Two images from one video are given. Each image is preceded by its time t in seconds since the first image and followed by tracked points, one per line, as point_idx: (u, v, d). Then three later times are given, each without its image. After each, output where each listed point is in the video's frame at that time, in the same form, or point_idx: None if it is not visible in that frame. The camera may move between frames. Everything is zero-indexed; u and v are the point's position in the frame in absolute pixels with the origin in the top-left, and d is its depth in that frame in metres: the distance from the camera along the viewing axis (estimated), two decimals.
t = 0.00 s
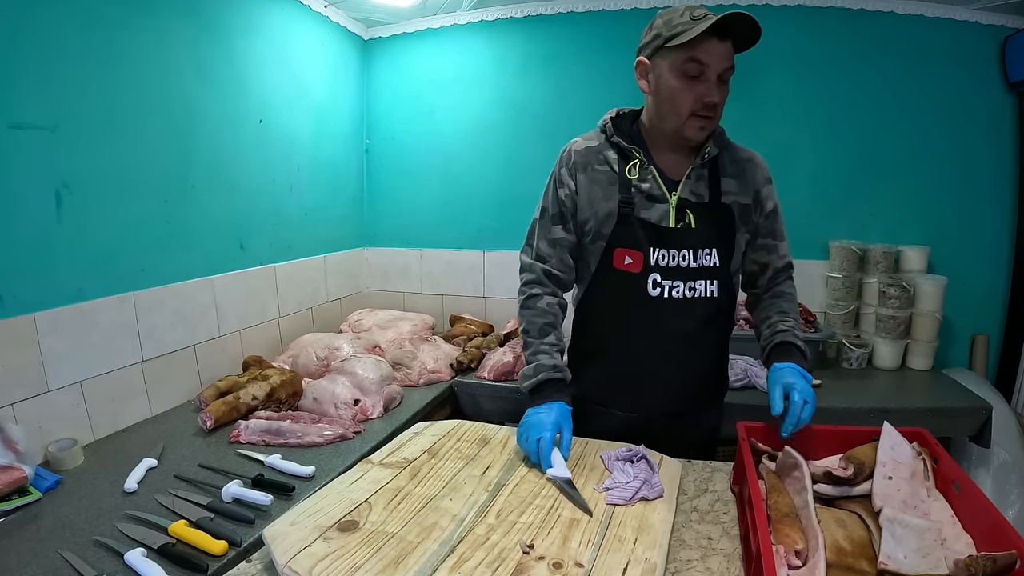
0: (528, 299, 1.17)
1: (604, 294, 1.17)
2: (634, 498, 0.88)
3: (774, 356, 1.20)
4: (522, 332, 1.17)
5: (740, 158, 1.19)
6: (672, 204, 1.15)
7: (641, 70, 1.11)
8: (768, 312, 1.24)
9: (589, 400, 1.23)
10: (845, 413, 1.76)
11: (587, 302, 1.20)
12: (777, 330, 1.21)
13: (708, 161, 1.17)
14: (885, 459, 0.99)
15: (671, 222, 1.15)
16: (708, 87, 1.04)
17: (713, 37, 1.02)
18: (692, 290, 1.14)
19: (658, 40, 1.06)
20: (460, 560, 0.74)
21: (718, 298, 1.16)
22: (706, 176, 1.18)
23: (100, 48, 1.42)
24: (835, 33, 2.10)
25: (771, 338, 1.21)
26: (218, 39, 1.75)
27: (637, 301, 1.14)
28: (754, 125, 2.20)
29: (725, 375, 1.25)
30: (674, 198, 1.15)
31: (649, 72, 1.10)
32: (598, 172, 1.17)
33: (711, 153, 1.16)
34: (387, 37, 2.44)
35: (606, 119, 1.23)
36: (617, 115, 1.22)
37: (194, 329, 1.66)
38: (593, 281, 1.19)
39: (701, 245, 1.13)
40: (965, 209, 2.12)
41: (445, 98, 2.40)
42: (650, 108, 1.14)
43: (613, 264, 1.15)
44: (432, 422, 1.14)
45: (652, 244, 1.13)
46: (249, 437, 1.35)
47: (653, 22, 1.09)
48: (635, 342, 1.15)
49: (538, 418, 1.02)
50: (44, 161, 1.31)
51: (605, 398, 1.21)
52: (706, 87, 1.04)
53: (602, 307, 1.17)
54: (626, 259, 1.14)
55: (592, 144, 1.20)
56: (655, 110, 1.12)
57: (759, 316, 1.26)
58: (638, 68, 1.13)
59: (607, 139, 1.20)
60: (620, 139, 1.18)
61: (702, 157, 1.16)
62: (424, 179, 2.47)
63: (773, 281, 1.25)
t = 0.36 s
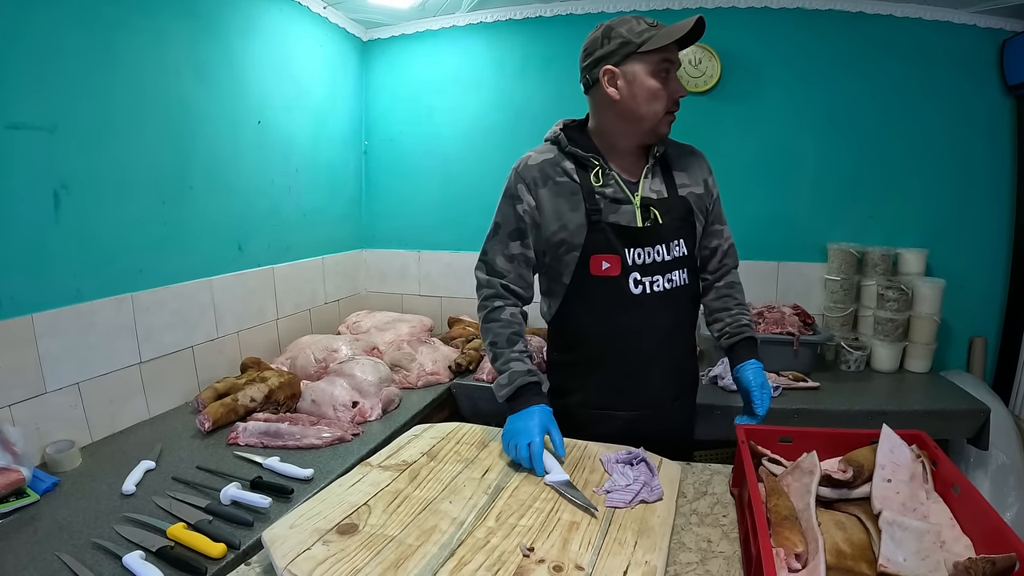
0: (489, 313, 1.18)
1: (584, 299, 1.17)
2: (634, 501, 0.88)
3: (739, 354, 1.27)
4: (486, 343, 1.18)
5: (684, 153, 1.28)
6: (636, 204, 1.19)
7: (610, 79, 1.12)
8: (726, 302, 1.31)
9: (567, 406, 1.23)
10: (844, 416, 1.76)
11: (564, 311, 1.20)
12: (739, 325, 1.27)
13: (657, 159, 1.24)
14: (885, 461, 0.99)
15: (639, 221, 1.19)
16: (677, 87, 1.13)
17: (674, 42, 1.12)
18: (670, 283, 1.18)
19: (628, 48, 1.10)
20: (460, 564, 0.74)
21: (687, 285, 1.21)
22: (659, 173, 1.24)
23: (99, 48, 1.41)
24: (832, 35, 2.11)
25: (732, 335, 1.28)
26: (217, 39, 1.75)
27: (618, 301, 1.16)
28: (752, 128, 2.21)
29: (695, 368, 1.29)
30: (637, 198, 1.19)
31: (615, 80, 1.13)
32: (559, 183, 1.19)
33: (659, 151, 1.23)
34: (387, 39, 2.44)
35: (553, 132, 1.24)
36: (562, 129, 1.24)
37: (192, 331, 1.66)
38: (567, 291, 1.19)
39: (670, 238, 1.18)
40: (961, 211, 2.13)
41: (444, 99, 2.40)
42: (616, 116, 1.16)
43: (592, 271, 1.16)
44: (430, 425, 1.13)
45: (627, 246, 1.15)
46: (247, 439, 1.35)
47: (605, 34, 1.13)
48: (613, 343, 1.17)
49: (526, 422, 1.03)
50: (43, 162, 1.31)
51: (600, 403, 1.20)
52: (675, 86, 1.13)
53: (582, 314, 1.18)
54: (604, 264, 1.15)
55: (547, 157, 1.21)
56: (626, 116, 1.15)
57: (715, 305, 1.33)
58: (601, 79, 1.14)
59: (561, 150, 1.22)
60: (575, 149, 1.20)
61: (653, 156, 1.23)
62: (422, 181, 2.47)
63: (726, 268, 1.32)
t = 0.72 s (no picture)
0: (472, 320, 1.15)
1: (575, 299, 1.18)
2: (629, 505, 0.89)
3: (721, 346, 1.41)
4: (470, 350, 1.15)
5: (648, 160, 1.35)
6: (618, 205, 1.22)
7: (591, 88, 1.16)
8: (698, 300, 1.42)
9: (559, 409, 1.23)
10: (838, 419, 1.78)
11: (552, 314, 1.20)
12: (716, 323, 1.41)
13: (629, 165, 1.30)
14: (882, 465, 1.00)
15: (622, 220, 1.21)
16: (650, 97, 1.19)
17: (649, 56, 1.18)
18: (654, 278, 1.22)
19: (607, 59, 1.15)
20: (456, 568, 0.75)
21: (666, 281, 1.26)
22: (633, 177, 1.29)
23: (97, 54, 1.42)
24: (826, 41, 2.13)
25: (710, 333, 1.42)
26: (215, 44, 1.76)
27: (608, 299, 1.18)
28: (747, 132, 2.22)
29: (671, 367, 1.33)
30: (619, 199, 1.22)
31: (595, 89, 1.16)
32: (545, 187, 1.19)
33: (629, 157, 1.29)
34: (385, 42, 2.45)
35: (531, 140, 1.25)
36: (539, 137, 1.25)
37: (190, 334, 1.66)
38: (558, 294, 1.19)
39: (651, 235, 1.23)
40: (955, 216, 2.15)
41: (441, 103, 2.41)
42: (594, 124, 1.20)
43: (583, 271, 1.16)
44: (427, 429, 1.14)
45: (615, 244, 1.18)
46: (246, 443, 1.36)
47: (585, 45, 1.17)
48: (602, 340, 1.19)
49: (523, 430, 1.03)
50: (42, 166, 1.32)
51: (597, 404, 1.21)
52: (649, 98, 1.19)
53: (573, 316, 1.18)
54: (595, 263, 1.16)
55: (531, 163, 1.21)
56: (603, 124, 1.18)
57: (688, 303, 1.43)
58: (582, 88, 1.17)
59: (543, 157, 1.22)
60: (557, 154, 1.21)
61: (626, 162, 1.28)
62: (420, 184, 2.48)
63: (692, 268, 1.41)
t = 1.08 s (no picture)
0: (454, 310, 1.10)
1: (566, 301, 1.20)
2: (620, 507, 0.91)
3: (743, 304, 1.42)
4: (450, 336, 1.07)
5: (633, 166, 1.39)
6: (604, 210, 1.24)
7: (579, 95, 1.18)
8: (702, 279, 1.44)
9: (556, 411, 1.24)
10: (831, 422, 1.80)
11: (543, 317, 1.21)
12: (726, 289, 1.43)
13: (614, 172, 1.34)
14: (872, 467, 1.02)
15: (610, 224, 1.24)
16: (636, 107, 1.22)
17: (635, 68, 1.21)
18: (641, 279, 1.25)
19: (596, 68, 1.17)
20: (450, 568, 0.76)
21: (654, 282, 1.29)
22: (617, 184, 1.33)
23: (94, 60, 1.44)
24: (818, 46, 2.15)
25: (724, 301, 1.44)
26: (212, 49, 1.77)
27: (598, 302, 1.20)
28: (740, 136, 2.25)
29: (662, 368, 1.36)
30: (605, 204, 1.25)
31: (582, 97, 1.19)
32: (533, 193, 1.20)
33: (615, 164, 1.33)
34: (382, 46, 2.47)
35: (518, 149, 1.27)
36: (526, 146, 1.28)
37: (188, 337, 1.68)
38: (548, 297, 1.20)
39: (638, 238, 1.25)
40: (948, 221, 2.17)
41: (437, 108, 2.43)
42: (580, 131, 1.22)
43: (572, 274, 1.18)
44: (423, 431, 1.16)
45: (604, 247, 1.20)
46: (243, 446, 1.37)
47: (575, 53, 1.19)
48: (591, 343, 1.20)
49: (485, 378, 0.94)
50: (42, 171, 1.33)
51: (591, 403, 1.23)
52: (634, 108, 1.22)
53: (563, 318, 1.20)
54: (583, 266, 1.18)
55: (518, 170, 1.22)
56: (589, 132, 1.21)
57: (693, 287, 1.43)
58: (570, 94, 1.19)
59: (530, 164, 1.24)
60: (543, 162, 1.23)
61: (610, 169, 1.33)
62: (417, 188, 2.50)
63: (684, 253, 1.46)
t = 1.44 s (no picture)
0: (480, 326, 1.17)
1: (569, 307, 1.22)
2: (610, 504, 0.94)
3: (703, 343, 1.40)
4: (486, 353, 1.16)
5: (637, 173, 1.42)
6: (607, 217, 1.28)
7: (586, 103, 1.21)
8: (682, 304, 1.47)
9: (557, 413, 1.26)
10: (821, 423, 1.83)
11: (546, 322, 1.24)
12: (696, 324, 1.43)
13: (619, 179, 1.37)
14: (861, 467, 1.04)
15: (612, 231, 1.27)
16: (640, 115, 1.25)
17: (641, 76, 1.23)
18: (643, 285, 1.28)
19: (604, 76, 1.19)
20: (443, 563, 0.79)
21: (655, 288, 1.32)
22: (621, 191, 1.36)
23: (94, 65, 1.46)
24: (810, 51, 2.19)
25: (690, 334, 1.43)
26: (210, 54, 1.80)
27: (600, 308, 1.23)
28: (733, 140, 2.28)
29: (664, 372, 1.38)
30: (608, 212, 1.28)
31: (589, 105, 1.21)
32: (537, 202, 1.23)
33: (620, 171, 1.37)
34: (379, 50, 2.49)
35: (522, 156, 1.29)
36: (531, 153, 1.30)
37: (186, 339, 1.70)
38: (552, 302, 1.23)
39: (640, 245, 1.28)
40: (939, 225, 2.20)
41: (434, 112, 2.45)
42: (586, 139, 1.25)
43: (574, 281, 1.21)
44: (418, 432, 1.18)
45: (606, 254, 1.22)
46: (241, 445, 1.39)
47: (583, 60, 1.21)
48: (593, 347, 1.23)
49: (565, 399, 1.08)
50: (43, 174, 1.35)
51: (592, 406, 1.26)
52: (639, 117, 1.25)
53: (566, 323, 1.23)
54: (586, 272, 1.21)
55: (522, 179, 1.25)
56: (595, 140, 1.24)
57: (672, 308, 1.49)
58: (577, 102, 1.22)
59: (533, 171, 1.27)
60: (547, 170, 1.26)
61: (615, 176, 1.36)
62: (413, 192, 2.52)
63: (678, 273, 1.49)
